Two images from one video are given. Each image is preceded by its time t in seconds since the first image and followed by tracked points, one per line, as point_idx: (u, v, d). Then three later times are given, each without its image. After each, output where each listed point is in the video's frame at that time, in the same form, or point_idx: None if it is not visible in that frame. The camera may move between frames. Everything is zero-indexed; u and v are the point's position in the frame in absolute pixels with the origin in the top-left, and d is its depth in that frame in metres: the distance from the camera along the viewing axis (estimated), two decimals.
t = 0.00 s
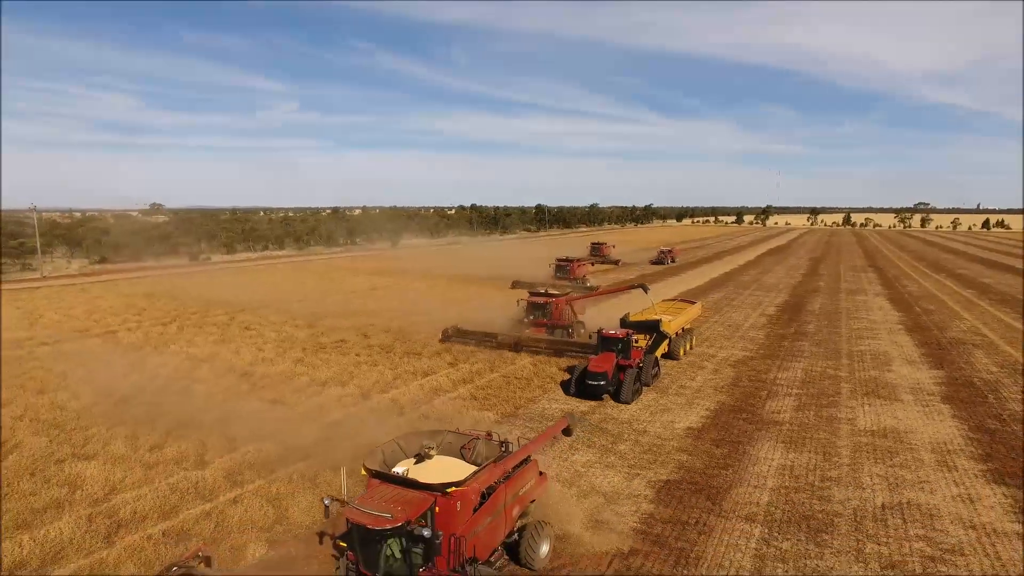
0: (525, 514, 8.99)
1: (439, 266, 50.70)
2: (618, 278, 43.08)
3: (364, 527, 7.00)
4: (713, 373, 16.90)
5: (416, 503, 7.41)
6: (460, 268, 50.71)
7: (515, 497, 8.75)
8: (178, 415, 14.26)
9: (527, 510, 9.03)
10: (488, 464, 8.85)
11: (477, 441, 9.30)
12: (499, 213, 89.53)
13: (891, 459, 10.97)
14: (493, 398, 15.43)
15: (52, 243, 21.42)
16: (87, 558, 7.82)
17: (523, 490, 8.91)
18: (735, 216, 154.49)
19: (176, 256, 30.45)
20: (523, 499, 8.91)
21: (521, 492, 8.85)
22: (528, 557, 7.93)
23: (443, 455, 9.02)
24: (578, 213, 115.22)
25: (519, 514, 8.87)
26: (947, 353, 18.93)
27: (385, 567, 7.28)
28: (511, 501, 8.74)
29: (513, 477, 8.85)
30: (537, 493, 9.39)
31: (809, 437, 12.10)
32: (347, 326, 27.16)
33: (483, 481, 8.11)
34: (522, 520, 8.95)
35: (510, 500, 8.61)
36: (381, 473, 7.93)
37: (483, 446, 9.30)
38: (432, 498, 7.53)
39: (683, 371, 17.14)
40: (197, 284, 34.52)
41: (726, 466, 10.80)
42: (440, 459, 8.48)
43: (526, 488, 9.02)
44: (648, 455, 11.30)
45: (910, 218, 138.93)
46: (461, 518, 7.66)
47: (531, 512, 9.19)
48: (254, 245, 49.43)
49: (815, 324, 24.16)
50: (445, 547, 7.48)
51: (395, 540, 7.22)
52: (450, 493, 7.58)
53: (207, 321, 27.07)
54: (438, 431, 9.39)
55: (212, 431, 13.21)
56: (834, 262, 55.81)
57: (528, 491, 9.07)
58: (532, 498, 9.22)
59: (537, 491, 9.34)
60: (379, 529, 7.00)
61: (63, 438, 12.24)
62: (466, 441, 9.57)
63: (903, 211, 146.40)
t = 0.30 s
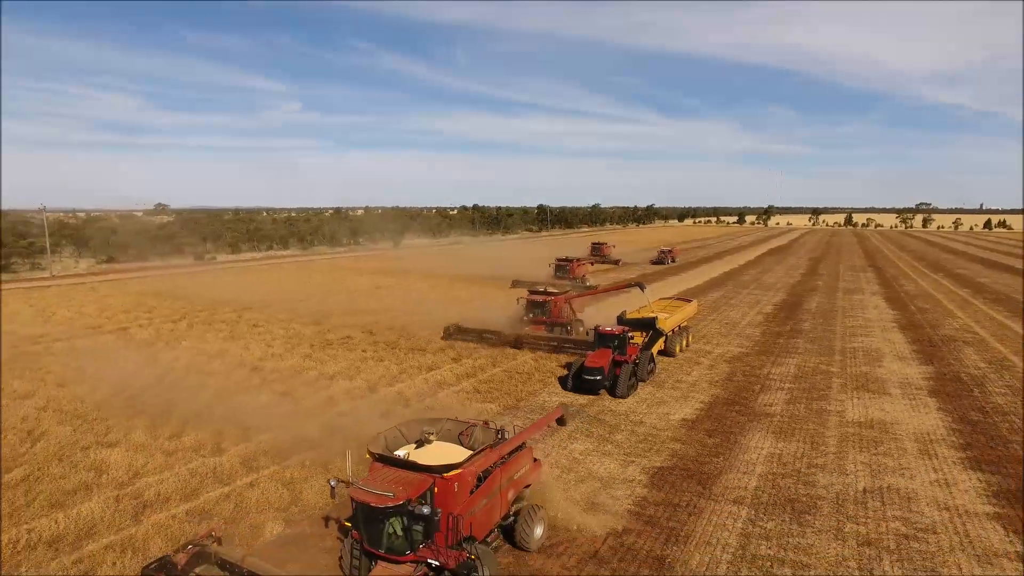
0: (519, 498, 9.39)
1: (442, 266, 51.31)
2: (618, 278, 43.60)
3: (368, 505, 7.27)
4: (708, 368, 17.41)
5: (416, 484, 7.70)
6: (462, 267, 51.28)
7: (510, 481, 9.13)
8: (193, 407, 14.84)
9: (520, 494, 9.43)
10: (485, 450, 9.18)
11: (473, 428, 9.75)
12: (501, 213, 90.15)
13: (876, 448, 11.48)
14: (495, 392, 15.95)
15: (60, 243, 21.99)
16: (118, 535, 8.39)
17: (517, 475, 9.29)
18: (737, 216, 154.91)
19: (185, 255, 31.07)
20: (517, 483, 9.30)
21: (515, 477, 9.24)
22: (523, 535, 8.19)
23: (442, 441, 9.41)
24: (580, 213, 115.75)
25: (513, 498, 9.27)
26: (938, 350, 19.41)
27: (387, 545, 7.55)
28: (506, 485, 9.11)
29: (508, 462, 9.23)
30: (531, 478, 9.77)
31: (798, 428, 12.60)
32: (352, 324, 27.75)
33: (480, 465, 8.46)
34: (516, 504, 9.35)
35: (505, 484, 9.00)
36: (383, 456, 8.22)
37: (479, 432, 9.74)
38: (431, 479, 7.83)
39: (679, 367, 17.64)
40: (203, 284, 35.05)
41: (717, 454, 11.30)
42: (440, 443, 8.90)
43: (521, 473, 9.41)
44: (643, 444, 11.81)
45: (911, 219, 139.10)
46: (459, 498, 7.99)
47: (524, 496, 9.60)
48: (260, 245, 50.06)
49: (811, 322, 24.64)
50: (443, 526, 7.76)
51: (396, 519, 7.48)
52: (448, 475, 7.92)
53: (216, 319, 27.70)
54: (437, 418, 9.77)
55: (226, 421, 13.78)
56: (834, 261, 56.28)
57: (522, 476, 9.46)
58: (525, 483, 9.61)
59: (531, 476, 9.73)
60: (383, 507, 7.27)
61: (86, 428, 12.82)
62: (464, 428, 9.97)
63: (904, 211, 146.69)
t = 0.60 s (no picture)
0: (515, 485, 9.72)
1: (445, 266, 51.86)
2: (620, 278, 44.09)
3: (373, 487, 7.66)
4: (705, 364, 17.95)
5: (417, 468, 8.07)
6: (466, 268, 51.81)
7: (506, 468, 9.48)
8: (208, 400, 15.44)
9: (517, 482, 9.76)
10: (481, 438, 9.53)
11: (472, 417, 10.14)
12: (505, 214, 90.76)
13: (863, 439, 12.00)
14: (497, 387, 16.50)
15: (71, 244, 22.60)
16: (146, 514, 8.99)
17: (513, 463, 9.64)
18: (741, 217, 155.01)
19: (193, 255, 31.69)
20: (513, 471, 9.64)
21: (511, 464, 9.59)
22: (520, 522, 8.70)
23: (441, 430, 9.83)
24: (583, 213, 116.23)
25: (509, 485, 9.61)
26: (930, 348, 19.88)
27: (391, 526, 7.92)
28: (502, 473, 9.46)
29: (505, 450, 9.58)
30: (526, 467, 10.12)
31: (789, 421, 13.12)
32: (358, 322, 28.33)
33: (477, 451, 8.79)
34: (512, 491, 9.68)
35: (501, 471, 9.34)
36: (387, 443, 8.51)
37: (477, 422, 10.11)
38: (431, 464, 8.14)
39: (676, 363, 18.18)
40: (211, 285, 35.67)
41: (709, 444, 11.84)
42: (439, 432, 9.37)
43: (516, 461, 9.76)
44: (639, 435, 12.38)
45: (914, 220, 139.01)
46: (458, 482, 8.31)
47: (520, 484, 9.96)
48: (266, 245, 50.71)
49: (807, 321, 25.12)
50: (442, 508, 8.08)
51: (398, 501, 7.85)
52: (447, 460, 8.22)
53: (226, 317, 28.37)
54: (436, 409, 10.16)
55: (240, 413, 14.39)
56: (834, 262, 56.65)
57: (518, 464, 9.81)
58: (521, 471, 9.95)
59: (526, 465, 10.08)
60: (387, 488, 7.66)
61: (107, 419, 13.45)
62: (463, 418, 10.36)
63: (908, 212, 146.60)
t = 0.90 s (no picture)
0: (510, 475, 10.03)
1: (448, 266, 52.48)
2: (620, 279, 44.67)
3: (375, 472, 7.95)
4: (700, 362, 18.51)
5: (417, 456, 8.31)
6: (468, 268, 52.40)
7: (501, 458, 9.77)
8: (219, 394, 16.05)
9: (511, 471, 10.04)
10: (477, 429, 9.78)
11: (470, 410, 10.69)
12: (507, 214, 91.34)
13: (847, 431, 12.57)
14: (498, 383, 17.08)
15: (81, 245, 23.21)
16: (169, 498, 9.60)
17: (508, 453, 9.91)
18: (742, 217, 155.44)
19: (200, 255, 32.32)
20: (507, 460, 9.91)
21: (506, 454, 9.88)
22: (515, 508, 9.15)
23: (440, 422, 10.37)
24: (584, 213, 116.95)
25: (504, 474, 9.92)
26: (920, 346, 20.42)
27: (393, 510, 8.18)
28: (497, 462, 9.72)
29: (500, 440, 9.85)
30: (520, 457, 10.44)
31: (777, 414, 13.69)
32: (362, 320, 28.94)
33: (474, 441, 9.05)
34: (507, 479, 9.99)
35: (497, 460, 9.63)
36: (389, 433, 8.86)
37: (474, 414, 10.65)
38: (431, 452, 8.36)
39: (672, 361, 18.74)
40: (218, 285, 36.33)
41: (701, 436, 12.42)
42: (439, 422, 9.90)
43: (511, 451, 10.06)
44: (634, 427, 12.96)
45: (915, 220, 139.51)
46: (455, 469, 8.56)
47: (515, 473, 10.23)
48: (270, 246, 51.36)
49: (802, 320, 25.66)
50: (441, 493, 8.32)
51: (400, 487, 8.09)
52: (445, 449, 8.47)
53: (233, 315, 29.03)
54: (436, 401, 10.71)
55: (252, 407, 15.00)
56: (833, 262, 57.18)
57: (513, 454, 10.12)
58: (516, 461, 10.25)
59: (520, 455, 10.37)
60: (388, 474, 7.91)
61: (125, 413, 14.06)
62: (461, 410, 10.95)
63: (909, 212, 146.94)
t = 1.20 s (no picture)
0: (505, 465, 10.32)
1: (450, 266, 53.10)
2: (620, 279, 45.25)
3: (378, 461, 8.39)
4: (695, 359, 19.06)
5: (417, 446, 8.67)
6: (470, 268, 53.02)
7: (498, 449, 10.05)
8: (231, 390, 16.65)
9: (507, 462, 10.36)
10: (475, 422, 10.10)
11: (467, 403, 10.90)
12: (509, 215, 92.01)
13: (832, 425, 13.14)
14: (499, 379, 17.64)
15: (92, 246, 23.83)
16: (190, 484, 10.21)
17: (504, 444, 10.23)
18: (742, 217, 155.94)
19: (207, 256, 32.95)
20: (503, 452, 10.22)
21: (502, 446, 10.17)
22: (510, 498, 9.64)
23: (440, 414, 10.66)
24: (585, 214, 117.58)
25: (500, 464, 10.20)
26: (910, 344, 20.97)
27: (395, 497, 8.57)
28: (494, 453, 10.03)
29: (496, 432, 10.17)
30: (516, 449, 10.76)
31: (767, 409, 14.25)
32: (366, 320, 29.56)
33: (471, 432, 9.37)
34: (504, 470, 10.30)
35: (493, 451, 9.91)
36: (392, 425, 9.20)
37: (473, 407, 10.87)
38: (431, 442, 8.71)
39: (668, 358, 19.29)
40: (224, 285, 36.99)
41: (693, 428, 13.00)
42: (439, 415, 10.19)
43: (507, 443, 10.36)
44: (629, 420, 13.55)
45: (915, 219, 139.97)
46: (455, 459, 8.87)
47: (511, 465, 10.55)
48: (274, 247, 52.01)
49: (797, 319, 26.19)
50: (440, 482, 8.64)
51: (401, 475, 8.49)
52: (444, 439, 8.80)
53: (241, 315, 29.65)
54: (435, 395, 11.02)
55: (262, 401, 15.61)
56: (831, 262, 57.73)
57: (509, 446, 10.41)
58: (511, 452, 10.55)
59: (516, 447, 10.68)
60: (390, 463, 8.33)
61: (142, 407, 14.69)
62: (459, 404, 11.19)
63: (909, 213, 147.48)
